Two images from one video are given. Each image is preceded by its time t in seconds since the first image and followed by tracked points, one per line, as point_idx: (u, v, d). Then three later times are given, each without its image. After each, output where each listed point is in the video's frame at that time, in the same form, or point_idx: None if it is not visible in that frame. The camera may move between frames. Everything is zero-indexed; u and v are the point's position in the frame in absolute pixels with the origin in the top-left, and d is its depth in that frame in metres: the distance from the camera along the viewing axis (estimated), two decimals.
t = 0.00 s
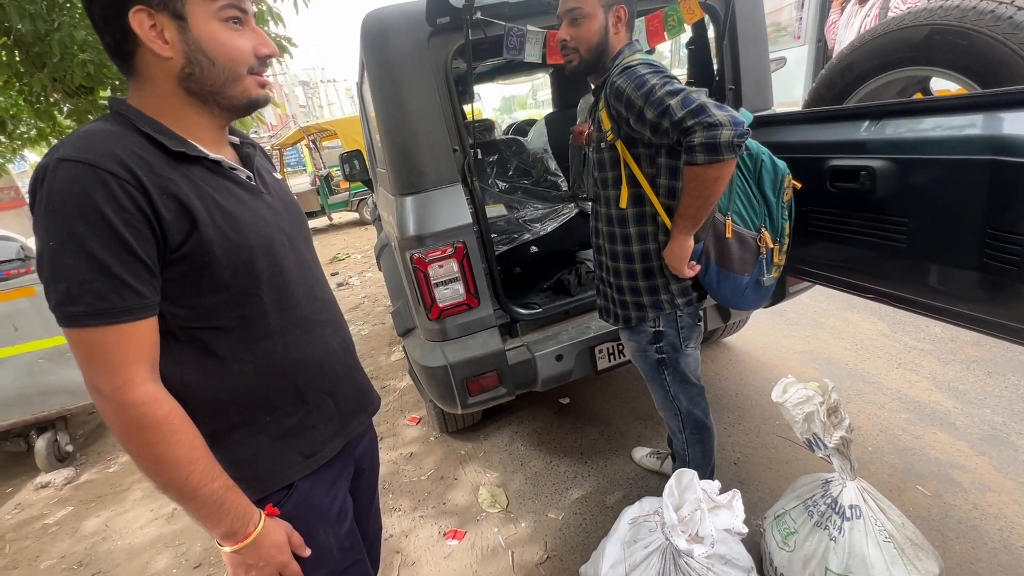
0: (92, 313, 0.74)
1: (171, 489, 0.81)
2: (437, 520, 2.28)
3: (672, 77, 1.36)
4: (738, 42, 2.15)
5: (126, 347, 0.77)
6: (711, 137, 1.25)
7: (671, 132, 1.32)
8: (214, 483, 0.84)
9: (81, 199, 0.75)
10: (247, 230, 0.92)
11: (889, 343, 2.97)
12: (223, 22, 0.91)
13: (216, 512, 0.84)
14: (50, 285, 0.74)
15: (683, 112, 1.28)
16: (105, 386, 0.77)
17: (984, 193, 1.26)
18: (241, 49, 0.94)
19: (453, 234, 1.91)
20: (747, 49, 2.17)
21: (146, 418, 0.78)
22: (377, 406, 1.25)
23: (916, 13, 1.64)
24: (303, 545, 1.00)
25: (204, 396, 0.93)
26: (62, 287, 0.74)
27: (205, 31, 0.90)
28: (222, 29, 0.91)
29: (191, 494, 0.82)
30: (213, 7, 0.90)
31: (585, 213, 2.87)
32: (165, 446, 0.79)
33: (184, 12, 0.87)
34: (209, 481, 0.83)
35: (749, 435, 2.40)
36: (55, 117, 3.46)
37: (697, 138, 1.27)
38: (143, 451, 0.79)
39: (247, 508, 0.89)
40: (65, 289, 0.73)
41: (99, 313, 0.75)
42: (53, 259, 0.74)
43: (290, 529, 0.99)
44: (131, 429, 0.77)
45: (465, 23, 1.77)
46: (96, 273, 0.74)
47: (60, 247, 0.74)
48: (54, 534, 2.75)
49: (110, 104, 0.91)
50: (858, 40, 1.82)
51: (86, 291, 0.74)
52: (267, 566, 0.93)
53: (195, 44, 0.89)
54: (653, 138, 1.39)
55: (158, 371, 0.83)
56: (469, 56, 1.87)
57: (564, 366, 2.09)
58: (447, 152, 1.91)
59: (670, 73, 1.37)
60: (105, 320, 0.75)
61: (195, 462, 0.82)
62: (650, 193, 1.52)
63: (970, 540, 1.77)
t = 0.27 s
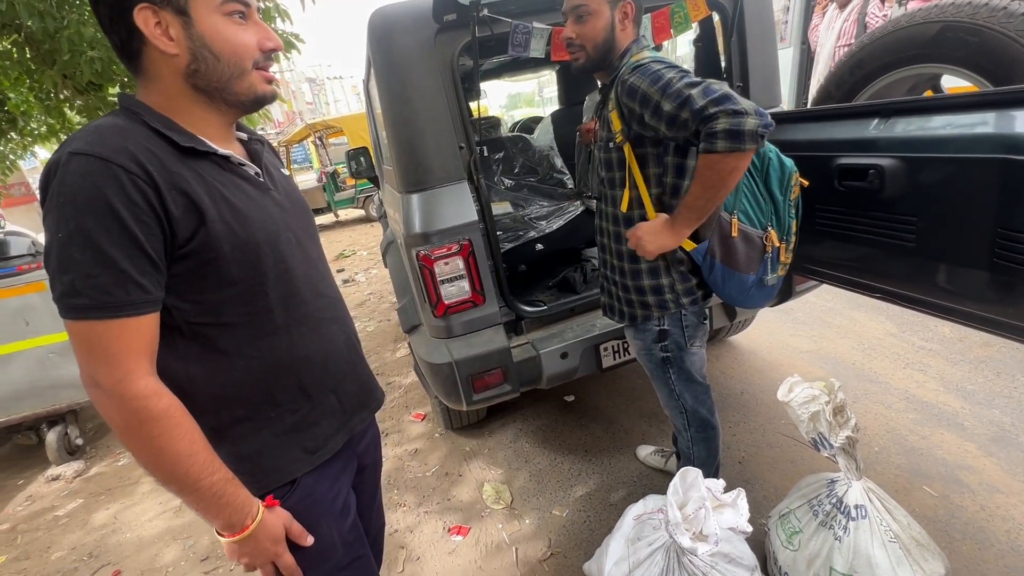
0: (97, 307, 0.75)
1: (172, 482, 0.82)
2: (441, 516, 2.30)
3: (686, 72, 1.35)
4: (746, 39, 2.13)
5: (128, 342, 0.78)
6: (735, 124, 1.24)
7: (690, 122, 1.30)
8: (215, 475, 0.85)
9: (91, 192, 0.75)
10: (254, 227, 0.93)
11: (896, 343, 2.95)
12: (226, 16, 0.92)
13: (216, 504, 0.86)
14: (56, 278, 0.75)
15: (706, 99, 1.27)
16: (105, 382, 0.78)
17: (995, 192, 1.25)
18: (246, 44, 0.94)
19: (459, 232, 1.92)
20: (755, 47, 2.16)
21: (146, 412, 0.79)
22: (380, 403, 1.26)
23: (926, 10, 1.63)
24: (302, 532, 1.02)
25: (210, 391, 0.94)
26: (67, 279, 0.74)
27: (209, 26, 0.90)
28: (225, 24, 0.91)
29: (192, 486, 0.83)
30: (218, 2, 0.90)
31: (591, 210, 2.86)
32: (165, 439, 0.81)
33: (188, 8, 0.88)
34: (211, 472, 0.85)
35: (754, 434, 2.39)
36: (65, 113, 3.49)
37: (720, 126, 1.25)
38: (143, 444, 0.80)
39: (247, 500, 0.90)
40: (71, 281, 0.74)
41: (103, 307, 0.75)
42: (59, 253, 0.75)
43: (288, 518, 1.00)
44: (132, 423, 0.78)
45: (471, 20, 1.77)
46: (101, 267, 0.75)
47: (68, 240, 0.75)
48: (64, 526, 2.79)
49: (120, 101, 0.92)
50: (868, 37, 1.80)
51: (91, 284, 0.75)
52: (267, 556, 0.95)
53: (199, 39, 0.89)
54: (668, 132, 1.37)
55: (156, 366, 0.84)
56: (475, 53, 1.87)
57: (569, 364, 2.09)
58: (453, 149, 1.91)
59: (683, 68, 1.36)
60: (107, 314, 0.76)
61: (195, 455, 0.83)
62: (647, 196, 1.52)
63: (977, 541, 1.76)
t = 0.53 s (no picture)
0: (43, 283, 0.73)
1: (96, 464, 0.80)
2: (447, 512, 2.31)
3: (721, 95, 1.36)
4: (754, 38, 2.13)
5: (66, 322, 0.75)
6: (768, 158, 1.26)
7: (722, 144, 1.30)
8: (142, 462, 0.83)
9: (99, 179, 0.76)
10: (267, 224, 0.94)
11: (904, 344, 2.94)
12: (260, 18, 0.95)
13: (136, 488, 0.84)
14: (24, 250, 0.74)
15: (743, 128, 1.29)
16: None
17: (1005, 193, 1.24)
18: (276, 45, 0.97)
19: (465, 230, 1.93)
20: (763, 46, 2.15)
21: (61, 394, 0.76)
22: (381, 399, 1.27)
23: (938, 10, 1.62)
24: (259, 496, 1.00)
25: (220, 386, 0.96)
26: (27, 245, 0.73)
27: (246, 29, 0.93)
28: (260, 25, 0.95)
29: (120, 471, 0.82)
30: (256, 6, 0.94)
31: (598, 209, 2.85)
32: (84, 427, 0.77)
33: (227, 11, 0.90)
34: (139, 458, 0.83)
35: (760, 434, 2.39)
36: (77, 111, 3.53)
37: (755, 153, 1.26)
38: (60, 426, 0.77)
39: (176, 479, 0.88)
40: (31, 248, 0.73)
41: (50, 285, 0.73)
42: (39, 224, 0.73)
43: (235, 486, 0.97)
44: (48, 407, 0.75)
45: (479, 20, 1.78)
46: (66, 243, 0.73)
47: (53, 213, 0.74)
48: (75, 518, 2.82)
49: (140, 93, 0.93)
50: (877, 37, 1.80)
51: (65, 261, 0.73)
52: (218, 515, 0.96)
53: (237, 40, 0.92)
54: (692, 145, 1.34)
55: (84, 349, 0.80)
56: (483, 52, 1.87)
57: (574, 363, 2.09)
58: (460, 148, 1.92)
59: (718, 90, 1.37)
60: (44, 293, 0.73)
61: (116, 445, 0.80)
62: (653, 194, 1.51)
63: (984, 544, 1.75)
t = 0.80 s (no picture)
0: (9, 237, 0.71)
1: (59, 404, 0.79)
2: (451, 510, 2.32)
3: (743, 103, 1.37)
4: (763, 39, 2.12)
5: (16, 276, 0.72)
6: (791, 169, 1.30)
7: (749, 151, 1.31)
8: (109, 400, 0.83)
9: (105, 157, 0.76)
10: (276, 224, 0.95)
11: (913, 346, 2.91)
12: (284, 30, 0.97)
13: (110, 417, 0.85)
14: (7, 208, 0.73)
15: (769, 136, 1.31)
16: None
17: (1015, 195, 1.24)
18: (298, 55, 0.99)
19: (472, 230, 1.93)
20: (772, 46, 2.14)
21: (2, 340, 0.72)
22: (387, 396, 1.27)
23: (950, 9, 1.60)
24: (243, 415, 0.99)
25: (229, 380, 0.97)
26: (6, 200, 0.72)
27: (272, 42, 0.95)
28: (283, 37, 0.96)
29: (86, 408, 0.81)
30: (279, 19, 0.96)
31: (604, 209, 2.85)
32: (32, 373, 0.75)
33: (255, 27, 0.92)
34: (103, 395, 0.82)
35: (766, 436, 2.38)
36: (89, 110, 3.57)
37: (783, 162, 1.29)
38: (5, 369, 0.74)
39: (145, 405, 0.87)
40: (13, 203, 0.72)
41: (14, 241, 0.71)
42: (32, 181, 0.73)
43: (217, 404, 0.96)
44: None
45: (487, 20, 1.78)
46: (49, 208, 0.72)
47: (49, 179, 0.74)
48: (85, 512, 2.86)
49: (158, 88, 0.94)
50: (886, 36, 1.78)
51: (43, 223, 0.72)
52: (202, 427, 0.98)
53: (264, 56, 0.94)
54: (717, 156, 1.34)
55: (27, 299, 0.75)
56: (490, 52, 1.88)
57: (579, 362, 2.10)
58: (466, 147, 1.92)
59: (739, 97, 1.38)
60: None
61: (73, 390, 0.78)
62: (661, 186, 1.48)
63: (992, 549, 1.74)
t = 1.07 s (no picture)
0: (41, 262, 0.71)
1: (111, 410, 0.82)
2: (458, 511, 2.31)
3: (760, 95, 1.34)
4: (775, 39, 2.10)
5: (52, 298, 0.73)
6: (806, 162, 1.25)
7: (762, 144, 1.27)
8: (157, 403, 0.86)
9: (119, 167, 0.75)
10: (290, 225, 0.95)
11: (925, 350, 2.88)
12: (296, 29, 0.97)
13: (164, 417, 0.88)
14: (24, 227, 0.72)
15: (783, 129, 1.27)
16: None
17: None
18: (310, 55, 0.99)
19: (481, 230, 1.92)
20: (785, 46, 2.12)
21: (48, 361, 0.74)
22: (401, 397, 1.27)
23: (969, 8, 1.58)
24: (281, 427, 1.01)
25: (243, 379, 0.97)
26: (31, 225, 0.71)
27: (282, 38, 0.95)
28: (295, 36, 0.96)
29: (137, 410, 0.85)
30: (290, 17, 0.95)
31: (613, 210, 2.83)
32: (85, 387, 0.78)
33: (267, 23, 0.92)
34: (150, 398, 0.85)
35: (775, 440, 2.36)
36: (100, 109, 3.60)
37: (794, 156, 1.24)
38: (55, 391, 0.76)
39: (190, 403, 0.90)
40: (37, 227, 0.71)
41: (48, 264, 0.71)
42: (52, 202, 0.73)
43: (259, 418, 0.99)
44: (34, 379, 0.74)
45: (497, 19, 1.78)
46: (76, 227, 0.72)
47: (67, 195, 0.73)
48: (95, 508, 2.88)
49: (170, 91, 0.94)
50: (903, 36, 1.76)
51: (71, 244, 0.72)
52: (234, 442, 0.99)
53: (275, 53, 0.94)
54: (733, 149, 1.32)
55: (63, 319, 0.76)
56: (501, 51, 1.87)
57: (588, 364, 2.08)
58: (475, 147, 1.92)
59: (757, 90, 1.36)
60: (35, 274, 0.71)
61: (125, 396, 0.82)
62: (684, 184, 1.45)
63: (1007, 557, 1.71)
